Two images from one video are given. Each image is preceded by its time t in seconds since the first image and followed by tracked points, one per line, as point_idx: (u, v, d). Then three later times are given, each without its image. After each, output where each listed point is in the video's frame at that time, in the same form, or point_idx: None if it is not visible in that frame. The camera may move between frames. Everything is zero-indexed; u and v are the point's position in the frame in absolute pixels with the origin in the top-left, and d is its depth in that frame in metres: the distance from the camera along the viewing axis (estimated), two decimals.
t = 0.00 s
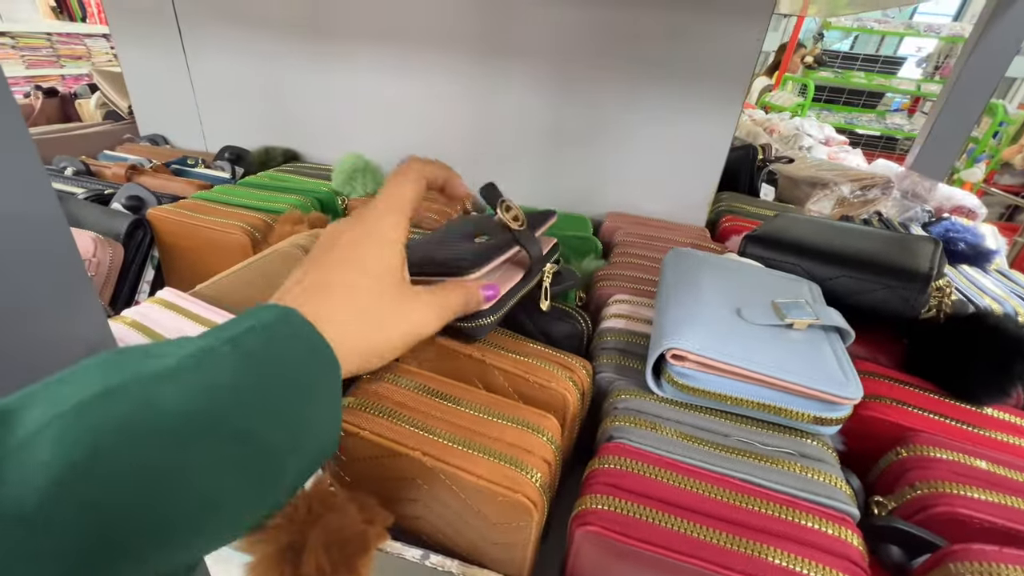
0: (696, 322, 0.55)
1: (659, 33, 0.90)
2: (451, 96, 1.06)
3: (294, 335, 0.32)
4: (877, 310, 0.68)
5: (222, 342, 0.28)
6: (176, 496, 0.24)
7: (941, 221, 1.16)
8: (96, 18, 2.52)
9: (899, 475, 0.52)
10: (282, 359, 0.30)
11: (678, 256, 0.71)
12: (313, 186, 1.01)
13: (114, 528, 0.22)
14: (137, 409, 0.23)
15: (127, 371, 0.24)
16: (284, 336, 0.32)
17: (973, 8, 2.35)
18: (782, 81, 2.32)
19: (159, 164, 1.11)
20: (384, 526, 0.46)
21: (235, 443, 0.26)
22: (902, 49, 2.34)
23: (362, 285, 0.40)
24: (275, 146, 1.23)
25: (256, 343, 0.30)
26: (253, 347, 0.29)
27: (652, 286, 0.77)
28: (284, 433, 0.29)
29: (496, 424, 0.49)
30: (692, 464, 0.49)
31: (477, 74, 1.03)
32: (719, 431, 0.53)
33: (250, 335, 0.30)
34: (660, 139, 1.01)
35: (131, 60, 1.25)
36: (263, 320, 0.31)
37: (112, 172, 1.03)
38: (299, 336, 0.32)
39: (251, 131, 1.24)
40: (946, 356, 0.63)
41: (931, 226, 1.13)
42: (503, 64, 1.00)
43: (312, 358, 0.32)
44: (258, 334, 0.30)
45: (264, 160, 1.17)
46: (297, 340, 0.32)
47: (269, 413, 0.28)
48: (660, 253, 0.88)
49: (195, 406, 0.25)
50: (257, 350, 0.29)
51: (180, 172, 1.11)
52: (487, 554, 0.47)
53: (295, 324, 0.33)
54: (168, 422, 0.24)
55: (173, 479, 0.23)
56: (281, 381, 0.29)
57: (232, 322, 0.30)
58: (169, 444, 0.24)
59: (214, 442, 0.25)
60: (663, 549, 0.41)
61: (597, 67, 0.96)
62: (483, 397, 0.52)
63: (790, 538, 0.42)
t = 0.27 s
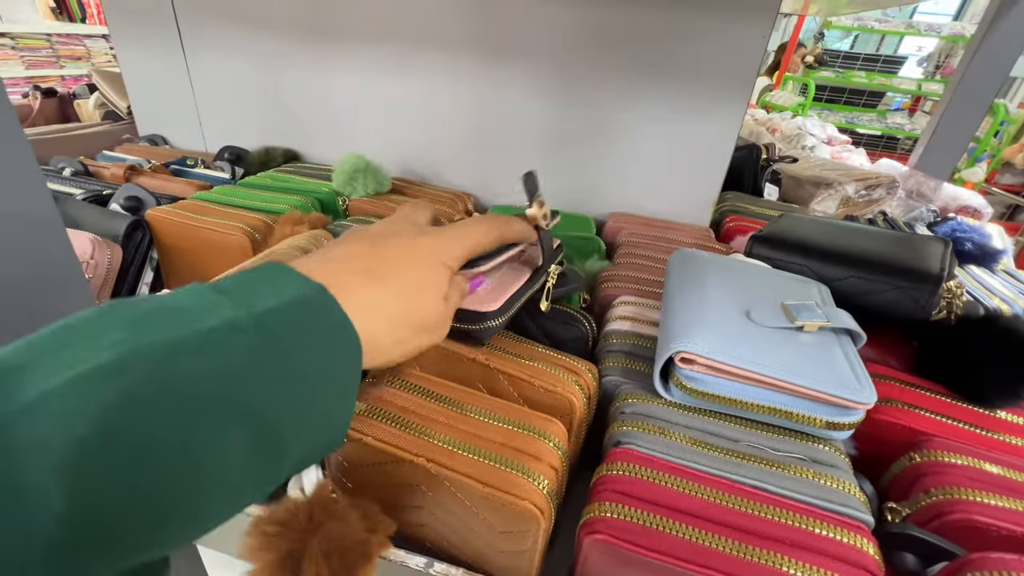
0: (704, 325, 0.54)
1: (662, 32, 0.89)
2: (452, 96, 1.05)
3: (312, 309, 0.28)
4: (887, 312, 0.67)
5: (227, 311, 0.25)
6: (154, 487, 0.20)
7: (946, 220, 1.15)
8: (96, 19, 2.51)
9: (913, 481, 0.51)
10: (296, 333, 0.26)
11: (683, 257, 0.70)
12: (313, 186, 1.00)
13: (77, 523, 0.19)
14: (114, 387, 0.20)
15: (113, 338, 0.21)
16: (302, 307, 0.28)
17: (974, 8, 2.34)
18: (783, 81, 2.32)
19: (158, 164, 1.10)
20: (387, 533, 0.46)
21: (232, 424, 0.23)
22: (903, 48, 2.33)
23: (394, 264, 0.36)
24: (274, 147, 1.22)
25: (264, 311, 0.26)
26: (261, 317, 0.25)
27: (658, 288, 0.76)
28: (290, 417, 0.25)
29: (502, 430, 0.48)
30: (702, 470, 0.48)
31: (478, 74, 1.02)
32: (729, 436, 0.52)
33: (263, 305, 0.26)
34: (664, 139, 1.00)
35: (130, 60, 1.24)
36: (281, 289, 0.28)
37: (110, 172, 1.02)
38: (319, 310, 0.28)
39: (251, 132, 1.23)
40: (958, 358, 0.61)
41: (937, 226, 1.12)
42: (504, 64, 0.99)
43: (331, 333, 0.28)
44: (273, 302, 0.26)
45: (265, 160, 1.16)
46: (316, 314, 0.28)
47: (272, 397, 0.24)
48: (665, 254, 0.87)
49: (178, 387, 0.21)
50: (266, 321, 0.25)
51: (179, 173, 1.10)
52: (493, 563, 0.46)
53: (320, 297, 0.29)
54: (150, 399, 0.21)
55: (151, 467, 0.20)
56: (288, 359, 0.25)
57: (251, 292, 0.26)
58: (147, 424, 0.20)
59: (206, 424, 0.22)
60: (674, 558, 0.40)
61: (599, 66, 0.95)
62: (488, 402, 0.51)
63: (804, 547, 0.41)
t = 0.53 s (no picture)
0: (704, 328, 0.53)
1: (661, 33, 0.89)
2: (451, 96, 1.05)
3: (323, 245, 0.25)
4: (887, 314, 0.66)
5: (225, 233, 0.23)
6: (129, 417, 0.20)
7: (945, 221, 1.15)
8: (92, 19, 2.50)
9: (914, 484, 0.51)
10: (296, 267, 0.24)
11: (682, 260, 0.69)
12: (310, 188, 0.99)
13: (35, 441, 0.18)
14: (89, 297, 0.19)
15: (101, 249, 0.20)
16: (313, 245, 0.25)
17: (971, 7, 2.34)
18: (781, 81, 2.32)
19: (154, 166, 1.10)
20: (385, 540, 0.46)
21: (235, 358, 0.21)
22: (899, 48, 2.33)
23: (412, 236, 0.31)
24: (271, 148, 1.21)
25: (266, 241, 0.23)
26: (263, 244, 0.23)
27: (656, 290, 0.76)
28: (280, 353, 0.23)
29: (501, 435, 0.48)
30: (703, 475, 0.47)
31: (475, 75, 1.01)
32: (729, 441, 0.51)
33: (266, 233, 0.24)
34: (663, 139, 0.99)
35: (125, 61, 1.23)
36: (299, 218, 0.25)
37: (105, 174, 1.01)
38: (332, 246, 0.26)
39: (247, 133, 1.22)
40: (959, 360, 0.61)
41: (935, 226, 1.12)
42: (501, 64, 0.99)
43: (341, 270, 0.25)
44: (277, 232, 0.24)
45: (261, 162, 1.15)
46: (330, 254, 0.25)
47: (278, 325, 0.22)
48: (664, 255, 0.86)
49: (163, 303, 0.20)
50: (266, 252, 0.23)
51: (175, 175, 1.09)
52: (492, 570, 0.45)
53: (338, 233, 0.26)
54: (126, 314, 0.19)
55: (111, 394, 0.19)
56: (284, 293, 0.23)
57: (261, 212, 0.25)
58: (119, 343, 0.19)
59: (188, 349, 0.20)
60: (675, 566, 0.40)
61: (598, 67, 0.95)
62: (487, 407, 0.51)
63: (806, 553, 0.41)
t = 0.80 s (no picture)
0: (693, 326, 0.53)
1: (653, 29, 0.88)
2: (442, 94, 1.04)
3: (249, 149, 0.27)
4: (878, 311, 0.66)
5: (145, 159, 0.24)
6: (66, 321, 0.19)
7: (937, 217, 1.14)
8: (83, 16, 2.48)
9: (903, 482, 0.51)
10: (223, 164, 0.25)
11: (672, 257, 0.69)
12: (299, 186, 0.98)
13: None
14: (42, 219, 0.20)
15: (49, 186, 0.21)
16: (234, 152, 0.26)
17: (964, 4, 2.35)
18: (775, 78, 2.31)
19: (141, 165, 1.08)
20: (370, 543, 0.46)
21: (179, 267, 0.21)
22: (893, 45, 2.33)
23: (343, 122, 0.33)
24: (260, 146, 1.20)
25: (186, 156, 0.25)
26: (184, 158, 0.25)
27: (648, 289, 0.75)
28: (221, 221, 0.22)
29: (487, 436, 0.47)
30: (690, 475, 0.47)
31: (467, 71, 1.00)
32: (718, 440, 0.51)
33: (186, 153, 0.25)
34: (655, 136, 0.99)
35: (112, 59, 1.22)
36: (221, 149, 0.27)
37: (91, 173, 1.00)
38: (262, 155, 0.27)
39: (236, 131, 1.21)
40: (950, 357, 0.61)
41: (927, 222, 1.12)
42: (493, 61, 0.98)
43: (293, 190, 0.26)
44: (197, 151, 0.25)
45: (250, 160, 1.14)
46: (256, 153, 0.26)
47: (222, 235, 0.22)
48: (655, 253, 0.86)
49: (104, 217, 0.21)
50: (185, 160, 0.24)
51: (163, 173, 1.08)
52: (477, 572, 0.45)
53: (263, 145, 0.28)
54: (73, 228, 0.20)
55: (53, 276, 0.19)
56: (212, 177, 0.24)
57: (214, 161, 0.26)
58: (53, 242, 0.19)
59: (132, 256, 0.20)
60: (662, 568, 0.39)
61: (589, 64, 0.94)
62: (472, 407, 0.50)
63: (794, 553, 0.41)
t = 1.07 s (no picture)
0: (682, 326, 0.54)
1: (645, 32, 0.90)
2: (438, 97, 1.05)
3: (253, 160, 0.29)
4: (865, 310, 0.67)
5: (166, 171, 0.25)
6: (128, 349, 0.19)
7: (929, 217, 1.16)
8: (82, 20, 2.48)
9: (887, 476, 0.52)
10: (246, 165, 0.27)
11: (664, 258, 0.70)
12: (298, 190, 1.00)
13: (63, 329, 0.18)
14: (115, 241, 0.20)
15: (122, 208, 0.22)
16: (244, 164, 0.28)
17: (959, 4, 2.36)
18: (771, 78, 2.33)
19: (140, 169, 1.09)
20: (367, 538, 0.47)
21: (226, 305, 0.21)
22: (889, 45, 2.34)
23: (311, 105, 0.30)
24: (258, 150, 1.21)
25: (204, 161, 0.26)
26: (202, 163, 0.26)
27: (641, 290, 0.76)
28: (265, 215, 0.24)
29: (480, 434, 0.48)
30: (679, 471, 0.48)
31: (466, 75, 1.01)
32: (706, 437, 0.52)
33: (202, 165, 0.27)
34: (648, 138, 1.00)
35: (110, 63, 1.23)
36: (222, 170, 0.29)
37: (90, 179, 1.01)
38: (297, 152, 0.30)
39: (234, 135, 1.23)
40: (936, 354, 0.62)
41: (919, 222, 1.13)
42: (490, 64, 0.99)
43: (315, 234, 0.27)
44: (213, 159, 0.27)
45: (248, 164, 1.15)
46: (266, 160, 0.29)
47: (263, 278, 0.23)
48: (648, 254, 0.87)
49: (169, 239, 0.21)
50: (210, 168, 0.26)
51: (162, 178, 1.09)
52: (472, 566, 0.46)
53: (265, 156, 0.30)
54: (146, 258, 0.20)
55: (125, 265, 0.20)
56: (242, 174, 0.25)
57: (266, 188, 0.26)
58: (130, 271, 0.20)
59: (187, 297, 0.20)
60: (650, 561, 0.41)
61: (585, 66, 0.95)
62: (466, 406, 0.51)
63: (779, 546, 0.42)
